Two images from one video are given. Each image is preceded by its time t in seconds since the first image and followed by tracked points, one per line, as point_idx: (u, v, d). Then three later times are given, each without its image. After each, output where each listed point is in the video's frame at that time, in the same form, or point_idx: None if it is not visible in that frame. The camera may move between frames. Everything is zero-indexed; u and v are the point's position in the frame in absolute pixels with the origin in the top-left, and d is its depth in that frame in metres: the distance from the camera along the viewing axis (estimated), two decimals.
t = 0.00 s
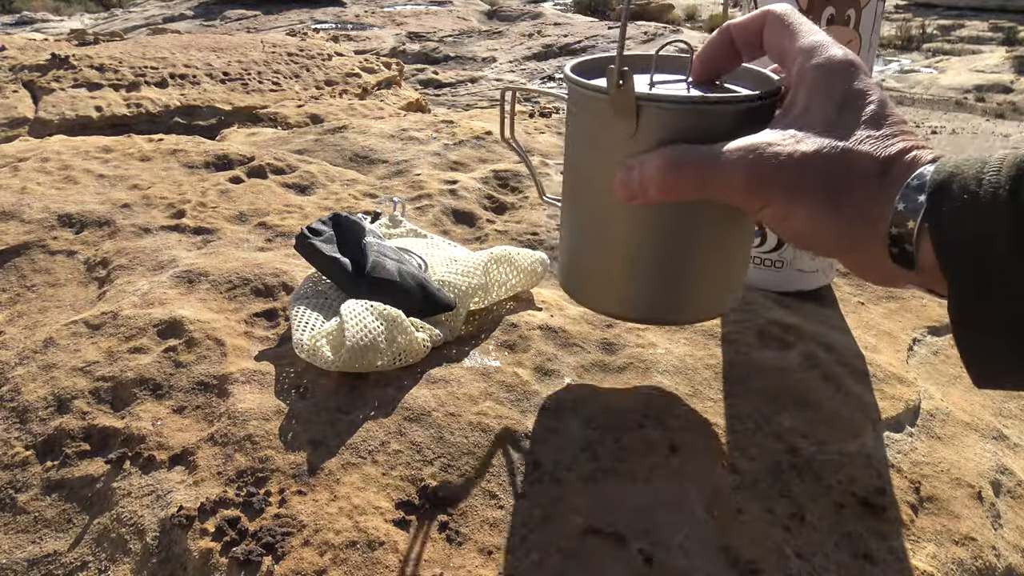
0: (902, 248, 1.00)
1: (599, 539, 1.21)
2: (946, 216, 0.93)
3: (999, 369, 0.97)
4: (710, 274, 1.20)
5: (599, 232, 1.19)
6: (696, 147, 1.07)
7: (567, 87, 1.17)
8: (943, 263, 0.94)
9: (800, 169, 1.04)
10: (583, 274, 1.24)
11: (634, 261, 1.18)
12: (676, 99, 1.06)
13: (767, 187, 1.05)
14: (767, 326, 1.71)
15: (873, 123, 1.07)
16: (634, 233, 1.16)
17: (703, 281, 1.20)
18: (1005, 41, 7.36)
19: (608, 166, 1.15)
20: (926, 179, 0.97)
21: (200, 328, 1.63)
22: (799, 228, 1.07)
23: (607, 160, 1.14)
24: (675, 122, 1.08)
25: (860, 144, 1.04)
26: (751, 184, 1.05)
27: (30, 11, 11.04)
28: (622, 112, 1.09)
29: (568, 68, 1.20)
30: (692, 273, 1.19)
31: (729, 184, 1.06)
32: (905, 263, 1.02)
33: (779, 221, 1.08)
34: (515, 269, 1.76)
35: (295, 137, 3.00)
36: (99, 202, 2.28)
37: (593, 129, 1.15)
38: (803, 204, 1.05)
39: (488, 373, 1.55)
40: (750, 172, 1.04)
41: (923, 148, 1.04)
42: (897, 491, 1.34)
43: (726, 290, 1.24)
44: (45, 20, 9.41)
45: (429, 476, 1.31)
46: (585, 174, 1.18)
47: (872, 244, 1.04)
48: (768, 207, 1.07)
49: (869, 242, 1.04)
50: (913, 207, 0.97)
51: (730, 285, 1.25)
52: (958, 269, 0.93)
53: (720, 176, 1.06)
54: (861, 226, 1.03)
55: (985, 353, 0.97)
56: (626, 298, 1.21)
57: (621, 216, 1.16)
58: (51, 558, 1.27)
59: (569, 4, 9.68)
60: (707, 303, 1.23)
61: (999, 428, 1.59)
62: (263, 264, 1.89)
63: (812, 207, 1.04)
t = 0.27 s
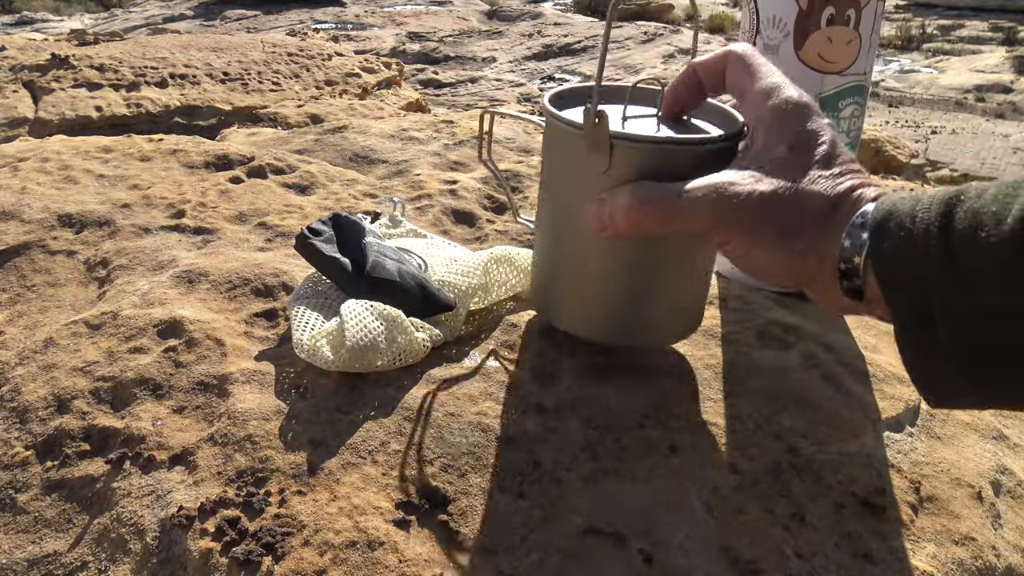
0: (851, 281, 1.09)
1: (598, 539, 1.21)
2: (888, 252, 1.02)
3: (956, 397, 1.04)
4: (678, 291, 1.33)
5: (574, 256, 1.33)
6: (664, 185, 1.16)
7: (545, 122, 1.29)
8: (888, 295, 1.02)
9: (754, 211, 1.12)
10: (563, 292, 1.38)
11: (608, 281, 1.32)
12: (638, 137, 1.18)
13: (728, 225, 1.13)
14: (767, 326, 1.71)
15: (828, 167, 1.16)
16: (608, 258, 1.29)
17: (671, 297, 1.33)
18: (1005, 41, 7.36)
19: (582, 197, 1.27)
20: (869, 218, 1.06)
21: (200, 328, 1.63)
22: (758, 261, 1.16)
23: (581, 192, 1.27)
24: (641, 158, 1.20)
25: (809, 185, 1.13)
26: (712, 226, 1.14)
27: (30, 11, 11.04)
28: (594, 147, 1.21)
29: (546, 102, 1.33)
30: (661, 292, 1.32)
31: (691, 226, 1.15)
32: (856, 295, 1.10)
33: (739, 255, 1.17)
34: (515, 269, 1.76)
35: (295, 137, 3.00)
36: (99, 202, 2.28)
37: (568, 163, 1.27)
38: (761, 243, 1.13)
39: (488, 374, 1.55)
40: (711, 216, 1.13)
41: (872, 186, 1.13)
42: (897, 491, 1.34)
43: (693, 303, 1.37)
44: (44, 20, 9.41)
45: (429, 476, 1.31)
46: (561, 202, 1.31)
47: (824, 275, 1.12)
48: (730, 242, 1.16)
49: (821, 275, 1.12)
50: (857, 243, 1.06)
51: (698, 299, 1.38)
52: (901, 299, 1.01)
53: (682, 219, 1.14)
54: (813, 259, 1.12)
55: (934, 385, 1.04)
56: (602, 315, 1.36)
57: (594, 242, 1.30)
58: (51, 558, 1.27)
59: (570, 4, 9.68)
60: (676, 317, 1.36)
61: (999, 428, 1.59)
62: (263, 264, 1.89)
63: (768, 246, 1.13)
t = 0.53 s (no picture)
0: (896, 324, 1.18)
1: (598, 540, 1.21)
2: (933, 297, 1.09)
3: (1000, 437, 1.09)
4: (678, 318, 1.40)
5: (584, 274, 1.39)
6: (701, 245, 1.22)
7: (570, 139, 1.35)
8: (931, 338, 1.09)
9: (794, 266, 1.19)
10: (570, 308, 1.45)
11: (614, 305, 1.38)
12: (660, 164, 1.25)
13: (772, 275, 1.20)
14: (767, 326, 1.71)
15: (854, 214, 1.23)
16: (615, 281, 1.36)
17: (673, 323, 1.40)
18: (1004, 41, 7.36)
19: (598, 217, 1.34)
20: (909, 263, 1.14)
21: (200, 328, 1.63)
22: (802, 303, 1.22)
23: (599, 213, 1.34)
24: (660, 184, 1.27)
25: (845, 232, 1.20)
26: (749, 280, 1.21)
27: (30, 12, 11.04)
28: (616, 169, 1.28)
29: (572, 119, 1.39)
30: (663, 318, 1.39)
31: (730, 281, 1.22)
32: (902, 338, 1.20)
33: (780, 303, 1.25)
34: (515, 269, 1.76)
35: (295, 137, 3.00)
36: (99, 202, 2.28)
37: (589, 182, 1.34)
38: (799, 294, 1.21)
39: (488, 374, 1.55)
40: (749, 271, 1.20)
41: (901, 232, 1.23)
42: (898, 491, 1.34)
43: (692, 330, 1.44)
44: (44, 20, 9.41)
45: (429, 476, 1.31)
46: (578, 220, 1.38)
47: (866, 322, 1.22)
48: (772, 290, 1.22)
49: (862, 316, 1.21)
50: (899, 287, 1.15)
51: (698, 326, 1.45)
52: (946, 339, 1.07)
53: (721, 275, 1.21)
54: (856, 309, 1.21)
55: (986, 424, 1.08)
56: (604, 335, 1.42)
57: (604, 263, 1.36)
58: (51, 559, 1.27)
59: (570, 4, 9.68)
60: (675, 342, 1.44)
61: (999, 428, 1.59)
62: (263, 264, 1.89)
63: (812, 294, 1.20)
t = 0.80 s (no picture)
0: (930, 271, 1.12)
1: (598, 540, 1.21)
2: (970, 246, 1.05)
3: None
4: (677, 319, 1.39)
5: (584, 275, 1.40)
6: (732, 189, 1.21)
7: (570, 138, 1.35)
8: (968, 288, 1.05)
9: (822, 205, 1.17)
10: (570, 308, 1.45)
11: (614, 304, 1.38)
12: (659, 163, 1.24)
13: (800, 220, 1.19)
14: (767, 326, 1.71)
15: (887, 159, 1.23)
16: (615, 280, 1.36)
17: (673, 323, 1.40)
18: (1005, 41, 7.36)
19: (597, 217, 1.34)
20: (947, 209, 1.09)
21: (200, 328, 1.63)
22: (832, 250, 1.21)
23: (599, 213, 1.34)
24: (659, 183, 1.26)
25: (878, 178, 1.18)
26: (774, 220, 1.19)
27: (30, 12, 11.04)
28: (615, 169, 1.28)
29: (573, 119, 1.39)
30: (662, 319, 1.39)
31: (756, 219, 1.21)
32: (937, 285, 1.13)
33: (811, 247, 1.23)
34: (515, 269, 1.76)
35: (295, 137, 3.00)
36: (99, 202, 2.28)
37: (589, 181, 1.34)
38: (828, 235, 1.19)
39: (488, 374, 1.55)
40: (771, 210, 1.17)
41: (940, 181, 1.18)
42: (898, 491, 1.34)
43: (691, 332, 1.44)
44: (45, 20, 9.41)
45: (429, 476, 1.31)
46: (578, 220, 1.38)
47: (902, 270, 1.16)
48: (802, 236, 1.21)
49: (898, 265, 1.16)
50: (937, 233, 1.09)
51: (698, 328, 1.45)
52: (985, 290, 1.04)
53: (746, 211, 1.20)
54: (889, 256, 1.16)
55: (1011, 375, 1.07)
56: (604, 335, 1.42)
57: (603, 262, 1.36)
58: (51, 559, 1.27)
59: (570, 4, 9.68)
60: (674, 344, 1.43)
61: (999, 428, 1.59)
62: (262, 264, 1.89)
63: (842, 236, 1.18)
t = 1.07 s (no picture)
0: None
1: (599, 540, 1.21)
2: None
3: None
4: (677, 321, 1.39)
5: (584, 275, 1.40)
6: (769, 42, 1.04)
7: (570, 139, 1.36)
8: None
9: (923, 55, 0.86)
10: (569, 308, 1.45)
11: (613, 305, 1.38)
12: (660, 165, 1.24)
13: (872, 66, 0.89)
14: (767, 325, 1.71)
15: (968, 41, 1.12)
16: (615, 280, 1.36)
17: (674, 323, 1.40)
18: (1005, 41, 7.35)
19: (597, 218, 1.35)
20: None
21: (200, 328, 1.63)
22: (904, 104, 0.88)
23: (600, 214, 1.34)
24: (659, 184, 1.27)
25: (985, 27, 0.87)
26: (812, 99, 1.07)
27: (31, 12, 11.04)
28: (615, 169, 1.28)
29: (573, 119, 1.39)
30: (661, 320, 1.39)
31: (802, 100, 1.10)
32: None
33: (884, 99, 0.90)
34: (515, 269, 1.76)
35: (295, 137, 3.00)
36: (99, 202, 2.28)
37: (590, 182, 1.34)
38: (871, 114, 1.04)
39: (488, 374, 1.55)
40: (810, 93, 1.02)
41: None
42: (897, 491, 1.34)
43: (690, 333, 1.44)
44: (45, 20, 9.40)
45: (429, 476, 1.31)
46: (578, 220, 1.38)
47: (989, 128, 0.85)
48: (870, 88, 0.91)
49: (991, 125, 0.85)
50: None
51: (697, 330, 1.45)
52: None
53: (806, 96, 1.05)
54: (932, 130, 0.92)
55: None
56: (603, 336, 1.42)
57: (603, 264, 1.36)
58: (51, 558, 1.27)
59: (570, 4, 9.67)
60: (674, 345, 1.43)
61: (999, 428, 1.59)
62: (262, 264, 1.89)
63: (924, 80, 0.86)
